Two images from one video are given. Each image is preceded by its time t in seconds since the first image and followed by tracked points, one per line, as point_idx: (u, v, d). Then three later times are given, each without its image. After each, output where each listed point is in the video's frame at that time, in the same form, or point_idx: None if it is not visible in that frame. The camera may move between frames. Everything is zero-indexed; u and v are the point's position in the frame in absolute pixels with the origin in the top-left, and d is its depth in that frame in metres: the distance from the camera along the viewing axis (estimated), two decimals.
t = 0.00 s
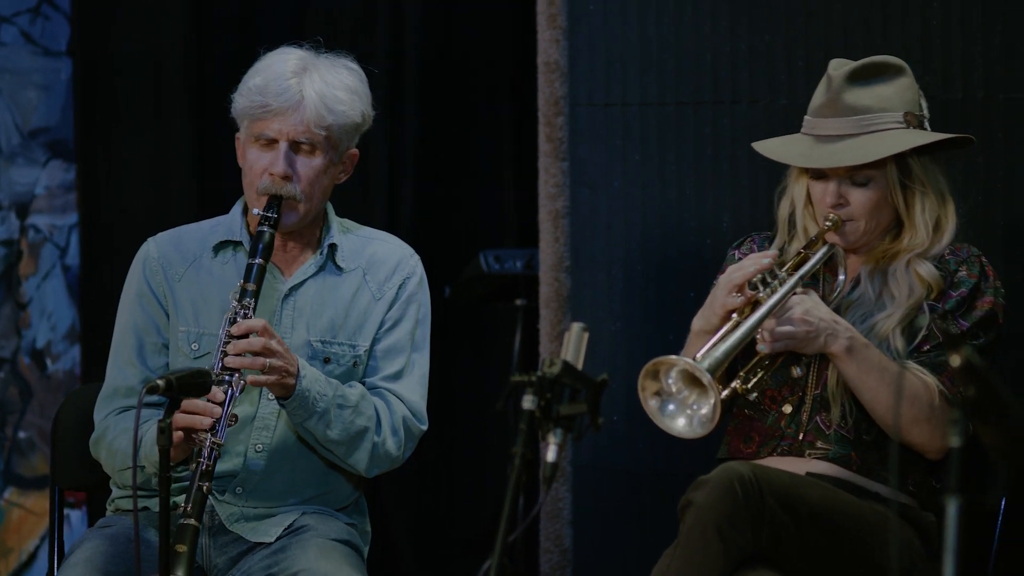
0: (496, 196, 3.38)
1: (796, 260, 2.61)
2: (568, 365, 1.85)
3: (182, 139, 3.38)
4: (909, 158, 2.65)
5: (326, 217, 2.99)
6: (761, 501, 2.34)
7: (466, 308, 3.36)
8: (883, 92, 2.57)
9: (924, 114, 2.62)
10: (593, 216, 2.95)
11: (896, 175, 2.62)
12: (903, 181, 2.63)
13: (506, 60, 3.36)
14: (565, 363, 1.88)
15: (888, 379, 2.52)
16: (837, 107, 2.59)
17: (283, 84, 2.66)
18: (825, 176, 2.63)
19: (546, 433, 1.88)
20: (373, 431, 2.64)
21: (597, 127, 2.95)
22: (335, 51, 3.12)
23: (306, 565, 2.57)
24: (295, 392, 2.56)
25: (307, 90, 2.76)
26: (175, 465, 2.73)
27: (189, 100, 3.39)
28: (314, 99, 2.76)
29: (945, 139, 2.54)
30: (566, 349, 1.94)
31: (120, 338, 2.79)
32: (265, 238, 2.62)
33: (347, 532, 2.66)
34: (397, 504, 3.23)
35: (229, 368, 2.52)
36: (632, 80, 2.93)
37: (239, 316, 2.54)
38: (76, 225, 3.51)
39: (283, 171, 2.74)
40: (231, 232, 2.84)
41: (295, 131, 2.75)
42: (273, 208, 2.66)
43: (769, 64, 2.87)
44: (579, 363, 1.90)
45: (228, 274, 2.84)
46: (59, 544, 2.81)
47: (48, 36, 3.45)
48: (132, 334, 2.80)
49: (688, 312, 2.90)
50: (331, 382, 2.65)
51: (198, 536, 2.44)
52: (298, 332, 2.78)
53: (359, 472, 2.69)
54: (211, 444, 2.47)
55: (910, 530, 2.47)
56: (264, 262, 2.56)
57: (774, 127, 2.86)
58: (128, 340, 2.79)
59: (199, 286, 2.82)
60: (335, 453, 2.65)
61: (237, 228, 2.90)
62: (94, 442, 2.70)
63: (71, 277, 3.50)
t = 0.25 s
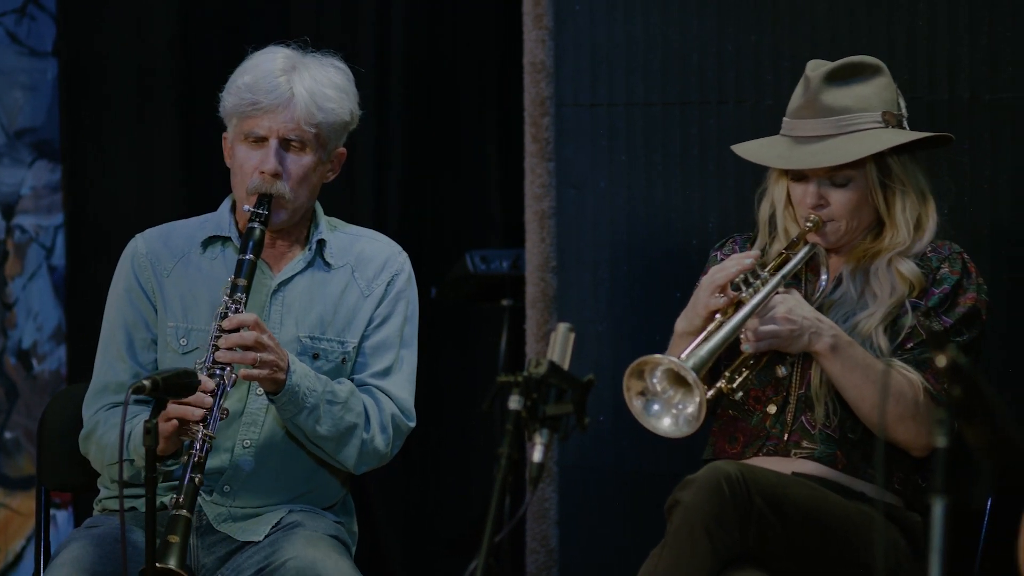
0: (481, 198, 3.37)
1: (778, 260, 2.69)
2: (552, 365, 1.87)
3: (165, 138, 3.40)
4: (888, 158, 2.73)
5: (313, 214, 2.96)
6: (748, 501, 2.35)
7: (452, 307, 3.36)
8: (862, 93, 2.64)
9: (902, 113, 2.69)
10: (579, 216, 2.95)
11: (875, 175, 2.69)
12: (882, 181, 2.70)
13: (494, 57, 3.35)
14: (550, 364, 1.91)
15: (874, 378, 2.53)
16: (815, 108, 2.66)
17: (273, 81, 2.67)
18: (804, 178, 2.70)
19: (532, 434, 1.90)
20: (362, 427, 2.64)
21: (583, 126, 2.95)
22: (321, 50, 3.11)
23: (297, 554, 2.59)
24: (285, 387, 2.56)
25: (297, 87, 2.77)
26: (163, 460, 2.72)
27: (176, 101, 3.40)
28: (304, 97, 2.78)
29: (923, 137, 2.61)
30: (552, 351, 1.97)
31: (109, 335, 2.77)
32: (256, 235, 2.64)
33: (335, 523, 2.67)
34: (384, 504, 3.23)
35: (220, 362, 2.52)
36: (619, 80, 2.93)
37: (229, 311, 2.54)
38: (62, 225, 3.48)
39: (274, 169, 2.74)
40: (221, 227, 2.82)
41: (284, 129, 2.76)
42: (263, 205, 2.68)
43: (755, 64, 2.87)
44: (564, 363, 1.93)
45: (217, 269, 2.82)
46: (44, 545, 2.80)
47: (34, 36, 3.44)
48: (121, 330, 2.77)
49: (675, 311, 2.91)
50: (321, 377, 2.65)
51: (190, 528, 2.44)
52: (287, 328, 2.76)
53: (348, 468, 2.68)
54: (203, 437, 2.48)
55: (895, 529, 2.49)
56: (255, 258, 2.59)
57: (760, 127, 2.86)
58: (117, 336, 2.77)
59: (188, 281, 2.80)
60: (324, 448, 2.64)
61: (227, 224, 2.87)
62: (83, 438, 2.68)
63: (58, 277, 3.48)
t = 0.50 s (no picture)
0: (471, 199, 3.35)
1: (764, 263, 2.72)
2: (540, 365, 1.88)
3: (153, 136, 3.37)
4: (872, 159, 2.76)
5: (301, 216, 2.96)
6: (736, 502, 2.35)
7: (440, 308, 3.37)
8: (846, 94, 2.71)
9: (884, 113, 2.77)
10: (568, 216, 2.96)
11: (859, 177, 2.74)
12: (868, 183, 2.74)
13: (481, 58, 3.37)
14: (539, 363, 1.91)
15: (862, 382, 2.55)
16: (799, 110, 2.73)
17: (261, 81, 2.67)
18: (789, 180, 2.73)
19: (520, 434, 1.91)
20: (348, 429, 2.64)
21: (571, 127, 2.97)
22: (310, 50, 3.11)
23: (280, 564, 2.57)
24: (270, 388, 2.56)
25: (285, 87, 2.76)
26: (149, 458, 2.73)
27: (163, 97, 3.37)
28: (292, 97, 2.77)
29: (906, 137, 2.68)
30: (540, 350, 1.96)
31: (96, 336, 2.76)
32: (242, 234, 2.62)
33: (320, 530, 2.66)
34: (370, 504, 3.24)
35: (205, 362, 2.53)
36: (607, 80, 2.95)
37: (215, 311, 2.54)
38: (50, 225, 3.49)
39: (262, 168, 2.74)
40: (208, 228, 2.82)
41: (272, 129, 2.75)
42: (251, 205, 2.66)
43: (743, 65, 2.89)
44: (552, 363, 1.93)
45: (204, 270, 2.81)
46: (30, 545, 2.81)
47: (21, 36, 3.46)
48: (108, 331, 2.77)
49: (663, 312, 2.91)
50: (306, 378, 2.65)
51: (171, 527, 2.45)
52: (274, 330, 2.76)
53: (333, 470, 2.68)
54: (186, 437, 2.49)
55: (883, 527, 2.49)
56: (241, 258, 2.57)
57: (748, 127, 2.88)
58: (103, 337, 2.76)
59: (175, 282, 2.80)
60: (309, 450, 2.64)
61: (215, 225, 2.87)
62: (69, 438, 2.68)
63: (45, 278, 3.49)
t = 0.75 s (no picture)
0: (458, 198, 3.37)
1: (752, 264, 2.73)
2: (527, 367, 1.88)
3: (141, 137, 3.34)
4: (859, 160, 2.77)
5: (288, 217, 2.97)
6: (724, 501, 2.36)
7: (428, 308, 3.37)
8: (832, 95, 2.72)
9: (871, 114, 2.77)
10: (555, 217, 2.97)
11: (846, 177, 2.74)
12: (854, 183, 2.75)
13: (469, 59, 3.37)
14: (525, 364, 1.90)
15: (850, 382, 2.55)
16: (786, 111, 2.73)
17: (246, 80, 2.67)
18: (775, 181, 2.74)
19: (507, 435, 1.91)
20: (333, 427, 2.64)
21: (558, 128, 2.98)
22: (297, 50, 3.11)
23: (271, 554, 2.59)
24: (254, 386, 2.57)
25: (272, 86, 2.77)
26: (134, 457, 2.75)
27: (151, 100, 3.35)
28: (278, 96, 2.77)
29: (893, 137, 2.69)
30: (528, 351, 1.99)
31: (82, 336, 2.77)
32: (228, 233, 2.63)
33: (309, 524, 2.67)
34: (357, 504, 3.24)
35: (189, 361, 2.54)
36: (594, 81, 2.96)
37: (199, 309, 2.54)
38: (37, 226, 3.50)
39: (248, 168, 2.74)
40: (193, 229, 2.82)
41: (259, 128, 2.75)
42: (237, 204, 2.67)
43: (731, 66, 2.89)
44: (539, 363, 1.92)
45: (190, 271, 2.82)
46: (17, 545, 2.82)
47: (8, 37, 3.46)
48: (94, 331, 2.78)
49: (650, 313, 2.91)
50: (292, 377, 2.65)
51: (154, 525, 2.46)
52: (260, 330, 2.77)
53: (319, 468, 2.68)
54: (169, 435, 2.50)
55: (871, 527, 2.50)
56: (226, 257, 2.58)
57: (735, 127, 2.88)
58: (89, 337, 2.77)
59: (161, 283, 2.81)
60: (295, 448, 2.64)
61: (201, 225, 2.87)
62: (55, 438, 2.69)
63: (32, 278, 3.50)
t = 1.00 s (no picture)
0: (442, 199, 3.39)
1: (736, 265, 2.73)
2: (513, 366, 1.90)
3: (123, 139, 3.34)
4: (842, 161, 2.77)
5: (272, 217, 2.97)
6: (709, 501, 2.36)
7: (412, 309, 3.37)
8: (816, 96, 2.72)
9: (855, 115, 2.78)
10: (539, 218, 2.97)
11: (829, 178, 2.74)
12: (837, 184, 2.75)
13: (453, 60, 3.38)
14: (510, 364, 1.94)
15: (834, 383, 2.56)
16: (770, 111, 2.74)
17: (228, 79, 2.68)
18: (759, 181, 2.74)
19: (491, 435, 1.94)
20: (316, 428, 2.65)
21: (542, 128, 2.98)
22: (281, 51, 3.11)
23: (253, 564, 2.58)
24: (237, 387, 2.57)
25: (254, 86, 2.78)
26: (118, 458, 2.74)
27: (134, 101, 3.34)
28: (261, 96, 2.78)
29: (876, 137, 2.69)
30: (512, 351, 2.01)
31: (65, 337, 2.77)
32: (211, 234, 2.63)
33: (291, 532, 2.66)
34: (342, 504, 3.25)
35: (172, 362, 2.54)
36: (578, 81, 2.96)
37: (182, 310, 2.54)
38: (21, 227, 3.53)
39: (230, 167, 2.75)
40: (177, 230, 2.82)
41: (241, 128, 2.76)
42: (219, 205, 2.67)
43: (715, 66, 2.90)
44: (523, 364, 1.96)
45: (174, 272, 2.82)
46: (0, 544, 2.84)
47: None
48: (77, 332, 2.78)
49: (635, 314, 2.92)
50: (274, 378, 2.65)
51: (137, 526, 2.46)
52: (243, 330, 2.78)
53: (302, 469, 2.69)
54: (152, 436, 2.50)
55: (856, 527, 2.49)
56: (209, 257, 2.58)
57: (720, 128, 2.89)
58: (72, 338, 2.77)
59: (144, 284, 2.81)
60: (278, 449, 2.65)
61: (184, 226, 2.87)
62: (38, 439, 2.69)
63: (16, 279, 3.53)
